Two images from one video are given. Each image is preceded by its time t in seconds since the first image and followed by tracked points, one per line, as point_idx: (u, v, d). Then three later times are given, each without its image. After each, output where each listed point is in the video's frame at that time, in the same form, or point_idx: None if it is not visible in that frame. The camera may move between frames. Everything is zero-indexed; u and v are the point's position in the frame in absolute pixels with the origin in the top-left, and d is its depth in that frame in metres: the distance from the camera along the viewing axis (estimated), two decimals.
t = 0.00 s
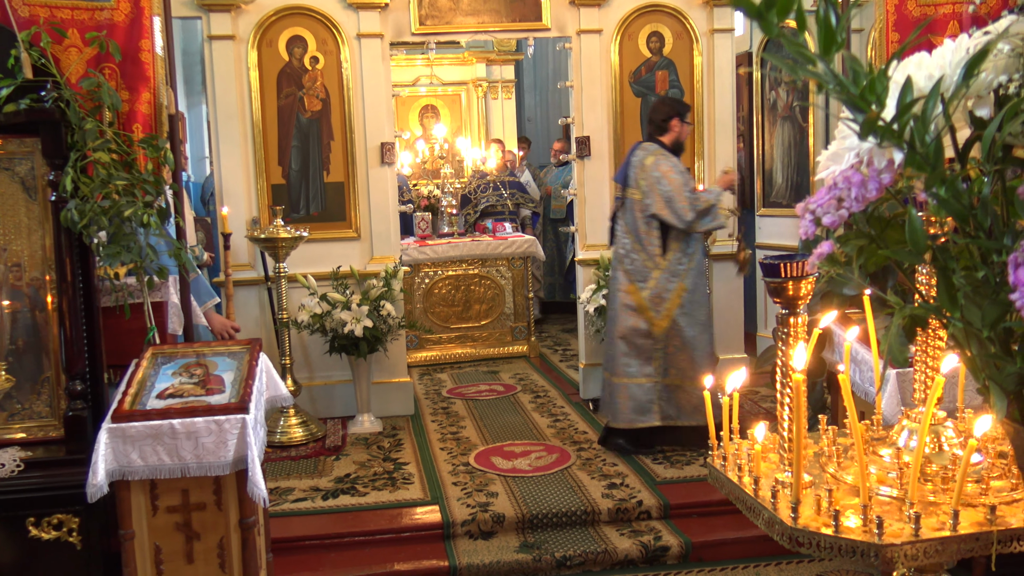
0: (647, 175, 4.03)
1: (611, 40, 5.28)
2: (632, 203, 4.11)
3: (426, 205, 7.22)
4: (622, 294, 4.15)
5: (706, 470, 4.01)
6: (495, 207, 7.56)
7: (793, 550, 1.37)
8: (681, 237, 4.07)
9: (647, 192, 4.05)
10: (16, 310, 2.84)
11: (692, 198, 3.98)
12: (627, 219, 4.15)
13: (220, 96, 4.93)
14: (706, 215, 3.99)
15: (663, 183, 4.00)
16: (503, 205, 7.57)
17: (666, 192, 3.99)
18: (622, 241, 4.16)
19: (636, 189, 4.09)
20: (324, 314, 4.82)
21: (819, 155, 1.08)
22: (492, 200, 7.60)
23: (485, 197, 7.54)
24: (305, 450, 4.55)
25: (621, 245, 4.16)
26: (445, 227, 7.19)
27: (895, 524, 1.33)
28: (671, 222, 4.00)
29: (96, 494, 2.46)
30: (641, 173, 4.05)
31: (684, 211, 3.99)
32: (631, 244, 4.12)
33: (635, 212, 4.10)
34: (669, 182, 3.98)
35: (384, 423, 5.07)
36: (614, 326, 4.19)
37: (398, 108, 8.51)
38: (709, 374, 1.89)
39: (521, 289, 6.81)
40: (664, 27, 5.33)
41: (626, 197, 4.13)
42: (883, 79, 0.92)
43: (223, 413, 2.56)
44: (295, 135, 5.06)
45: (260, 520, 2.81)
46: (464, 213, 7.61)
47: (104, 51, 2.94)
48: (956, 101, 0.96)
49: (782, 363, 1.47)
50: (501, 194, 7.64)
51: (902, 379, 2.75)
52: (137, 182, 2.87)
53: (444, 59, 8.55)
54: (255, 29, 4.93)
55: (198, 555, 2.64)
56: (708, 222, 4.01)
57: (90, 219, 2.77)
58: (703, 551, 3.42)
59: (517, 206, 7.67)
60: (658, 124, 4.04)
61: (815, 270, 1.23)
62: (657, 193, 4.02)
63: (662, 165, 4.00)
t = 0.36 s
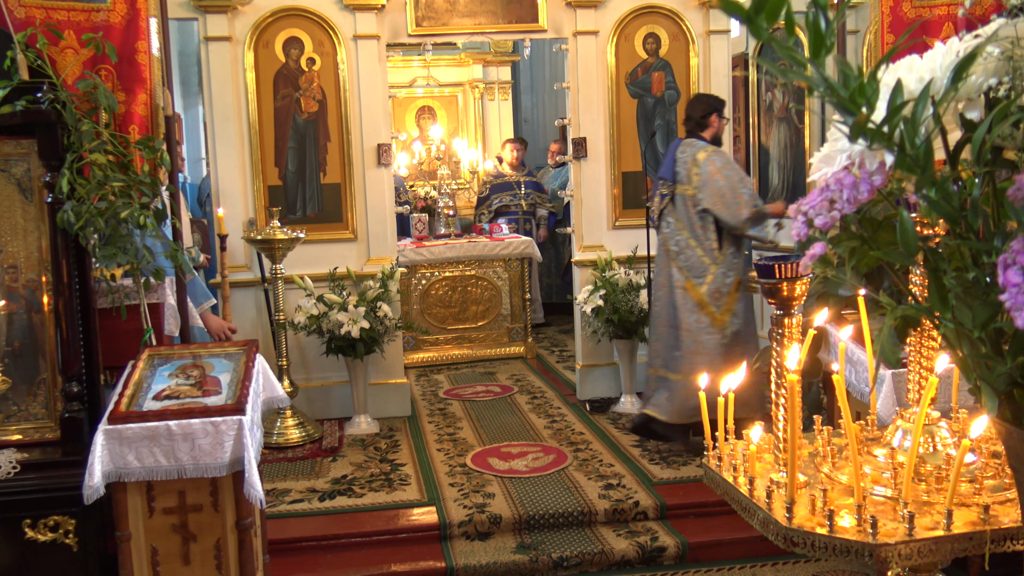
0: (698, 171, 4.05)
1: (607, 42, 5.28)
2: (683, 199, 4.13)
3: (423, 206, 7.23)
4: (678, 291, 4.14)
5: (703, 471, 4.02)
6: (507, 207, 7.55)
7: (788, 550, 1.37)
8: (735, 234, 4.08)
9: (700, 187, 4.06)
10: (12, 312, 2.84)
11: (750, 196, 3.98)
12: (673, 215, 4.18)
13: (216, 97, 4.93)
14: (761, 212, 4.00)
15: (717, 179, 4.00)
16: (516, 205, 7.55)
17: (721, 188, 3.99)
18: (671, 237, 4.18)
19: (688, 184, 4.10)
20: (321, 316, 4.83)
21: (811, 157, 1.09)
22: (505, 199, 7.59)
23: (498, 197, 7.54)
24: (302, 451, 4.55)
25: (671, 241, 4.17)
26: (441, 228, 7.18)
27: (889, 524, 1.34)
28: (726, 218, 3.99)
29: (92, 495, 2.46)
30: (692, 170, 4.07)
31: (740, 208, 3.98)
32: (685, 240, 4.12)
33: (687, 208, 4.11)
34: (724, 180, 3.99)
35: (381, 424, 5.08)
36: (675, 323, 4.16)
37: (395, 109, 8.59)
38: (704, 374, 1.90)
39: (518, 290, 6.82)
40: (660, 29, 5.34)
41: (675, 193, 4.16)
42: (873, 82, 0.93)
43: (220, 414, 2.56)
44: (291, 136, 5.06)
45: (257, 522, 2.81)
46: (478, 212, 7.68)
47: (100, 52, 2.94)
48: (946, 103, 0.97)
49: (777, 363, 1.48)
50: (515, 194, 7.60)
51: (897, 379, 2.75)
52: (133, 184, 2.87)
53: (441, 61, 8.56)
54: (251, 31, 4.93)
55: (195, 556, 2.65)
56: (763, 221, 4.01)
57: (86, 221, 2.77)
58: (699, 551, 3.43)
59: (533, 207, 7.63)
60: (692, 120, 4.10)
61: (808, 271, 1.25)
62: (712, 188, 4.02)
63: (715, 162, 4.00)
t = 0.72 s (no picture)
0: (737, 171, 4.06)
1: (604, 43, 5.29)
2: (719, 197, 4.10)
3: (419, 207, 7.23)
4: (714, 291, 4.18)
5: (698, 472, 4.02)
6: (517, 208, 7.57)
7: (783, 550, 1.37)
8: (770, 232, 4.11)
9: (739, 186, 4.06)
10: (7, 312, 2.83)
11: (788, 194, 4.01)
12: (705, 214, 4.15)
13: (213, 97, 4.92)
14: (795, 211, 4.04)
15: (757, 179, 4.01)
16: (525, 206, 7.56)
17: (760, 187, 4.01)
18: (703, 236, 4.17)
19: (725, 183, 4.08)
20: (316, 316, 4.81)
21: (806, 157, 1.09)
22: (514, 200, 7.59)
23: (507, 198, 7.53)
24: (298, 452, 4.55)
25: (704, 240, 4.17)
26: (438, 229, 7.19)
27: (883, 524, 1.34)
28: (765, 217, 4.03)
29: (86, 496, 2.46)
30: (732, 169, 4.05)
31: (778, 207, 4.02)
32: (720, 240, 4.13)
33: (723, 207, 4.10)
34: (763, 179, 4.01)
35: (377, 425, 5.07)
36: (711, 323, 4.21)
37: (391, 110, 8.58)
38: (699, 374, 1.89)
39: (514, 291, 6.83)
40: (657, 30, 5.35)
41: (709, 191, 4.11)
42: (867, 83, 0.93)
43: (215, 414, 2.55)
44: (288, 137, 5.06)
45: (252, 522, 2.81)
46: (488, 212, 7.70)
47: (97, 52, 2.94)
48: (940, 104, 0.97)
49: (771, 364, 1.48)
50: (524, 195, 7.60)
51: (893, 380, 2.76)
52: (129, 184, 2.87)
53: (438, 61, 8.56)
54: (248, 31, 4.93)
55: (190, 557, 2.64)
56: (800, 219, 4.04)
57: (81, 221, 2.77)
58: (695, 552, 3.43)
59: (541, 207, 7.66)
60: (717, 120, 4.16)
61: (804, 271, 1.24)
62: (752, 187, 4.03)
63: (755, 161, 4.01)
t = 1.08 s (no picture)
0: (787, 170, 4.13)
1: (600, 45, 5.29)
2: (767, 197, 4.13)
3: (416, 210, 7.23)
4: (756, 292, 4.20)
5: (695, 474, 4.03)
6: (524, 213, 7.44)
7: (779, 552, 1.37)
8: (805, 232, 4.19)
9: (785, 185, 4.14)
10: (3, 314, 2.83)
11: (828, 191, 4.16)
12: (749, 213, 4.16)
13: (209, 99, 4.92)
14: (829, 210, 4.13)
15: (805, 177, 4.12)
16: (533, 211, 7.44)
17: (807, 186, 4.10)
18: (746, 235, 4.19)
19: (773, 182, 4.12)
20: (313, 318, 4.80)
21: (802, 159, 1.09)
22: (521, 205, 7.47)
23: (514, 204, 7.40)
24: (294, 454, 4.54)
25: (749, 240, 4.17)
26: (435, 231, 7.20)
27: (880, 526, 1.35)
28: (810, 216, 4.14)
29: (82, 498, 2.45)
30: (780, 168, 4.10)
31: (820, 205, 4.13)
32: (766, 239, 4.15)
33: (770, 206, 4.12)
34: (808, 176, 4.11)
35: (373, 428, 5.07)
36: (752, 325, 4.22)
37: (388, 112, 8.55)
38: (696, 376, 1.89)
39: (511, 293, 6.83)
40: (653, 33, 5.36)
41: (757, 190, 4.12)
42: (862, 85, 0.93)
43: (212, 417, 2.55)
44: (284, 139, 5.06)
45: (249, 525, 2.80)
46: (496, 218, 7.61)
47: (93, 54, 2.95)
48: (934, 106, 0.98)
49: (768, 366, 1.48)
50: (531, 200, 7.47)
51: (889, 382, 2.76)
52: (126, 186, 2.87)
53: (435, 64, 8.55)
54: (244, 33, 4.93)
55: (186, 559, 2.64)
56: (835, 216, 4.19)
57: (78, 223, 2.77)
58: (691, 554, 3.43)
59: (549, 211, 7.53)
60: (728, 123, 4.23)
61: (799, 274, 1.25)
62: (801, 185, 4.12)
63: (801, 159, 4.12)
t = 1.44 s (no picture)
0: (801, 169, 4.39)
1: (598, 49, 5.31)
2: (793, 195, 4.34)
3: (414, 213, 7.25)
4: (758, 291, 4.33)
5: (692, 476, 4.03)
6: (530, 216, 7.44)
7: (776, 554, 1.38)
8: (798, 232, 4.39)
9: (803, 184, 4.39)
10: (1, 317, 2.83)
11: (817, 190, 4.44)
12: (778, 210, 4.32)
13: (208, 102, 4.93)
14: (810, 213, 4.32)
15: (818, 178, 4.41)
16: (539, 213, 7.44)
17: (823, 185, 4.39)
18: (775, 232, 4.34)
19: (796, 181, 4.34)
20: (311, 322, 4.83)
21: (797, 164, 1.10)
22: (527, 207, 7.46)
23: (519, 207, 7.40)
24: (293, 458, 4.55)
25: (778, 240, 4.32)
26: (433, 235, 7.23)
27: (876, 528, 1.35)
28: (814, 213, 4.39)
29: (81, 502, 2.45)
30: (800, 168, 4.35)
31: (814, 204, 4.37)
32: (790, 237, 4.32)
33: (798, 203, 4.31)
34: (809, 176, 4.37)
35: (371, 431, 5.07)
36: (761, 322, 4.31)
37: (386, 116, 8.56)
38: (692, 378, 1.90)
39: (509, 296, 6.84)
40: (651, 37, 5.37)
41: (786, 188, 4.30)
42: (855, 90, 0.94)
43: (210, 420, 2.55)
44: (283, 143, 5.07)
45: (247, 528, 2.81)
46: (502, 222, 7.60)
47: (92, 58, 2.96)
48: (926, 112, 0.99)
49: (764, 369, 1.49)
50: (537, 202, 7.47)
51: (886, 385, 2.77)
52: (124, 189, 2.87)
53: (432, 67, 8.55)
54: (242, 37, 4.94)
55: (184, 563, 2.64)
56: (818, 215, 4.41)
57: (77, 226, 2.78)
58: (689, 557, 3.44)
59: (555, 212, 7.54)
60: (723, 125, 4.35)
61: (796, 278, 1.25)
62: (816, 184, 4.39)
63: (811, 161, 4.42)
